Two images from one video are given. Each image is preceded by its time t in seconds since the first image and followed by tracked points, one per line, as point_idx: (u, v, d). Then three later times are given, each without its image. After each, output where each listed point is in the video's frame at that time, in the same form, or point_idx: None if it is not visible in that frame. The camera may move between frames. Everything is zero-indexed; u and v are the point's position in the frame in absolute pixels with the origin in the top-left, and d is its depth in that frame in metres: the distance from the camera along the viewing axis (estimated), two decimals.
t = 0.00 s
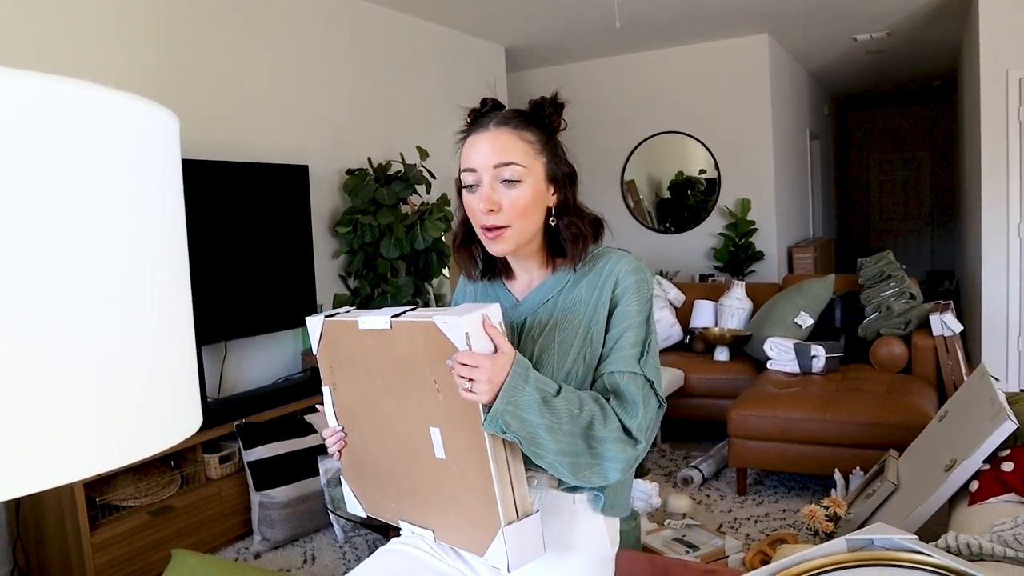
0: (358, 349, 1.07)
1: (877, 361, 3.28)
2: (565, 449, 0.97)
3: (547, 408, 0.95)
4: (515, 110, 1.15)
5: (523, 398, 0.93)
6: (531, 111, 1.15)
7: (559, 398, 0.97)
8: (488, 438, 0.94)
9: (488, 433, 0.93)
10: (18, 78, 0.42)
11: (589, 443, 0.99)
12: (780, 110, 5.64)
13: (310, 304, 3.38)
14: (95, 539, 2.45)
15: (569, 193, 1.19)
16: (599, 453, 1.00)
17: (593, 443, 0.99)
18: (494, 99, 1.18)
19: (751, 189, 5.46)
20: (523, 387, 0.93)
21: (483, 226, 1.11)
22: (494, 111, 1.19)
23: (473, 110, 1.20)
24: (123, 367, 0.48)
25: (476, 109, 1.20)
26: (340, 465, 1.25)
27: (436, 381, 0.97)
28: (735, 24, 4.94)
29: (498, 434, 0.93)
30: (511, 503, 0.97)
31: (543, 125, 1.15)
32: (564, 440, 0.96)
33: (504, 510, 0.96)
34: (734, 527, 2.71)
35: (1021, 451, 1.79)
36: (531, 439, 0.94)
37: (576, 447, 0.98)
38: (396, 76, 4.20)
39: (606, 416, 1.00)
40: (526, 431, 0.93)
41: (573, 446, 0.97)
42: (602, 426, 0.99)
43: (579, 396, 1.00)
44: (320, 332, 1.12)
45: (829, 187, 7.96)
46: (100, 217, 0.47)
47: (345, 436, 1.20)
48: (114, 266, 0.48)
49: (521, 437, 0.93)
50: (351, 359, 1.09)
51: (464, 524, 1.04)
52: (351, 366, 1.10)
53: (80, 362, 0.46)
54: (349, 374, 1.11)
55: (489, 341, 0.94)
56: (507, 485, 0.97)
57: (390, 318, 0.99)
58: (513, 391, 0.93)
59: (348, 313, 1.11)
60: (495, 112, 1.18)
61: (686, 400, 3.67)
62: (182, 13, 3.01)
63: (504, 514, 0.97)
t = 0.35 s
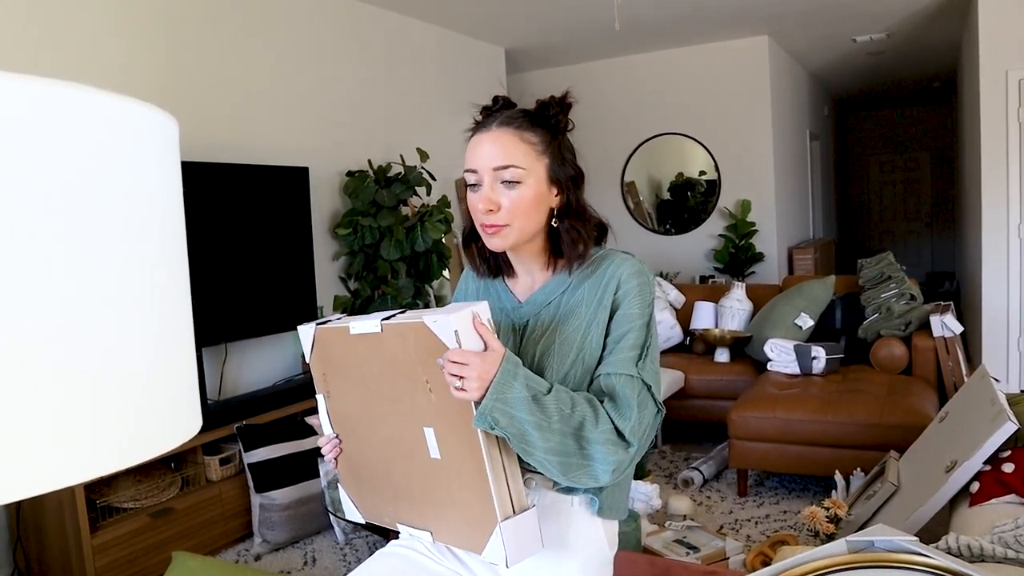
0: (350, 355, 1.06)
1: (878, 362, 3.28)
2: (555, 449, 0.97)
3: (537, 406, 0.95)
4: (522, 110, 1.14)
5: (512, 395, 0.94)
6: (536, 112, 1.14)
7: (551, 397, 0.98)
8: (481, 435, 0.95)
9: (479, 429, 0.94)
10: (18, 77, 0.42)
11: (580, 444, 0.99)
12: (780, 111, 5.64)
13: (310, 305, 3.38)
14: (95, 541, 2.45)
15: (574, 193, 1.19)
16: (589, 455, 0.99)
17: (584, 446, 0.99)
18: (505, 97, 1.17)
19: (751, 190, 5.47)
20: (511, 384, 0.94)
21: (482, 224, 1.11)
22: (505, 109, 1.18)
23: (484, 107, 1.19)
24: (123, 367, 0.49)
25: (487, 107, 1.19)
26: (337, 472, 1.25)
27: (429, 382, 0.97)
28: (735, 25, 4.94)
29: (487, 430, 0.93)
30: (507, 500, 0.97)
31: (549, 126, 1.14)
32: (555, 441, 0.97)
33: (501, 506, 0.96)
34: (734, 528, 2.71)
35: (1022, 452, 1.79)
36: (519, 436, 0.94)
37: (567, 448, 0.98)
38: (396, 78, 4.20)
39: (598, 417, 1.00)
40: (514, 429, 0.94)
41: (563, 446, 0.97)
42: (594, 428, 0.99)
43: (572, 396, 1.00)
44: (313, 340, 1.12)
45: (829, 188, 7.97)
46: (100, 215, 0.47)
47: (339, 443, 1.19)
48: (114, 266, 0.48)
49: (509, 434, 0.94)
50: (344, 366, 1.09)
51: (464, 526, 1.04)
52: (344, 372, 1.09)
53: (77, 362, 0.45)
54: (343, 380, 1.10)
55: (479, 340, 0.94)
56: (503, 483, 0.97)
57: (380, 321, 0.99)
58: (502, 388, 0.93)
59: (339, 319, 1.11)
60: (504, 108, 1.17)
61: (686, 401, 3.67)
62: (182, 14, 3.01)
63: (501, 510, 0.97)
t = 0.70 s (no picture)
0: (343, 358, 1.06)
1: (878, 364, 3.28)
2: (546, 450, 0.96)
3: (528, 405, 0.95)
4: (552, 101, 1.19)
5: (503, 393, 0.94)
6: (566, 105, 1.20)
7: (544, 397, 0.98)
8: (472, 434, 0.96)
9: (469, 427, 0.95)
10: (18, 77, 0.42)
11: (572, 447, 0.98)
12: (779, 112, 5.64)
13: (310, 307, 3.39)
14: (95, 544, 2.45)
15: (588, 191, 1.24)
16: (581, 458, 0.99)
17: (576, 448, 0.98)
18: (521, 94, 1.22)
19: (751, 192, 5.47)
20: (501, 382, 0.95)
21: (515, 203, 1.14)
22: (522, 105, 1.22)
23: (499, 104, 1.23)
24: (124, 368, 0.49)
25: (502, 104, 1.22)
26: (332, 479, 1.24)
27: (420, 380, 0.98)
28: (734, 27, 4.94)
29: (477, 428, 0.94)
30: (501, 497, 0.98)
31: (577, 118, 1.20)
32: (547, 442, 0.96)
33: (494, 501, 0.97)
34: (734, 529, 2.71)
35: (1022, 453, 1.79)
36: (510, 435, 0.94)
37: (559, 450, 0.97)
38: (396, 79, 4.21)
39: (591, 419, 0.99)
40: (505, 427, 0.94)
41: (555, 447, 0.97)
42: (586, 430, 0.98)
43: (566, 398, 1.00)
44: (307, 348, 1.12)
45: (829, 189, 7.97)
46: (99, 214, 0.47)
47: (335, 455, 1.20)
48: (115, 266, 0.48)
49: (499, 432, 0.94)
50: (340, 372, 1.08)
51: (463, 527, 1.04)
52: (339, 376, 1.09)
53: (76, 361, 0.45)
54: (338, 384, 1.10)
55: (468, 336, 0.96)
56: (496, 480, 0.98)
57: (372, 322, 1.00)
58: (492, 386, 0.94)
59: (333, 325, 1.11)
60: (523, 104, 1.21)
61: (686, 402, 3.67)
62: (181, 16, 3.02)
63: (495, 505, 0.98)
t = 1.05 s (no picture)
0: (340, 360, 1.06)
1: (878, 364, 3.28)
2: (561, 454, 0.98)
3: (542, 411, 0.96)
4: (548, 107, 1.19)
5: (516, 401, 0.95)
6: (563, 109, 1.19)
7: (556, 402, 0.98)
8: (483, 441, 0.96)
9: (483, 435, 0.95)
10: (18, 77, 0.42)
11: (586, 450, 0.99)
12: (779, 112, 5.65)
13: (310, 307, 3.39)
14: (96, 544, 2.45)
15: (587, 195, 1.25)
16: (594, 460, 1.00)
17: (590, 451, 0.99)
18: (515, 97, 1.20)
19: (750, 192, 5.48)
20: (514, 389, 0.95)
21: (517, 215, 1.14)
22: (517, 109, 1.21)
23: (494, 106, 1.22)
24: (123, 368, 0.49)
25: (497, 106, 1.22)
26: (329, 481, 1.24)
27: (426, 385, 0.97)
28: (733, 27, 4.95)
29: (492, 436, 0.94)
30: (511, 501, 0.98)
31: (574, 122, 1.21)
32: (561, 446, 0.97)
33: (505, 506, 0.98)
34: (734, 530, 2.71)
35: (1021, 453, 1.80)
36: (526, 441, 0.95)
37: (572, 453, 0.98)
38: (395, 80, 4.21)
39: (604, 422, 1.01)
40: (520, 433, 0.95)
41: (568, 451, 0.98)
42: (599, 433, 1.00)
43: (577, 401, 1.01)
44: (300, 349, 1.11)
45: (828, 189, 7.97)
46: (99, 214, 0.47)
47: (330, 453, 1.20)
48: (114, 266, 0.48)
49: (515, 440, 0.94)
50: (335, 374, 1.08)
51: (464, 528, 1.04)
52: (334, 378, 1.09)
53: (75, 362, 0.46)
54: (333, 387, 1.10)
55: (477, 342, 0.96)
56: (506, 483, 0.98)
57: (374, 325, 0.99)
58: (507, 393, 0.95)
59: (327, 325, 1.10)
60: (520, 108, 1.20)
61: (686, 403, 3.67)
62: (181, 16, 3.02)
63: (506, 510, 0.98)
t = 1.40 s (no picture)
0: (343, 357, 1.06)
1: (878, 364, 3.28)
2: (563, 455, 0.97)
3: (544, 411, 0.96)
4: (556, 103, 1.18)
5: (519, 402, 0.95)
6: (570, 105, 1.19)
7: (558, 402, 0.98)
8: (485, 440, 0.95)
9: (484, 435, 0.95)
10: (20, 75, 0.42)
11: (587, 451, 0.99)
12: (779, 111, 5.64)
13: (309, 307, 3.39)
14: (96, 544, 2.45)
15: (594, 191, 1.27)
16: (596, 461, 1.00)
17: (590, 451, 1.00)
18: (526, 89, 1.19)
19: (750, 191, 5.48)
20: (517, 389, 0.95)
21: (521, 214, 1.15)
22: (526, 101, 1.20)
23: (503, 97, 1.21)
24: (123, 368, 0.49)
25: (507, 96, 1.21)
26: (330, 478, 1.24)
27: (427, 383, 0.97)
28: (733, 26, 4.94)
29: (493, 437, 0.94)
30: (511, 501, 0.98)
31: (581, 118, 1.20)
32: (563, 447, 0.97)
33: (505, 507, 0.97)
34: (734, 529, 2.71)
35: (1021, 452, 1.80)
36: (528, 442, 0.95)
37: (574, 454, 0.98)
38: (395, 79, 4.21)
39: (605, 423, 1.01)
40: (522, 434, 0.95)
41: (570, 452, 0.98)
42: (601, 434, 1.00)
43: (579, 401, 1.01)
44: (303, 345, 1.12)
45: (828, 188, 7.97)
46: (97, 213, 0.47)
47: (333, 450, 1.20)
48: (115, 266, 0.48)
49: (516, 440, 0.94)
50: (338, 371, 1.08)
51: (463, 528, 1.04)
52: (337, 375, 1.09)
53: (77, 361, 0.46)
54: (337, 383, 1.11)
55: (480, 342, 0.95)
56: (507, 485, 0.98)
57: (377, 323, 0.99)
58: (509, 393, 0.95)
59: (330, 323, 1.11)
60: (529, 101, 1.20)
61: (686, 402, 3.67)
62: (181, 16, 3.02)
63: (506, 510, 0.97)
